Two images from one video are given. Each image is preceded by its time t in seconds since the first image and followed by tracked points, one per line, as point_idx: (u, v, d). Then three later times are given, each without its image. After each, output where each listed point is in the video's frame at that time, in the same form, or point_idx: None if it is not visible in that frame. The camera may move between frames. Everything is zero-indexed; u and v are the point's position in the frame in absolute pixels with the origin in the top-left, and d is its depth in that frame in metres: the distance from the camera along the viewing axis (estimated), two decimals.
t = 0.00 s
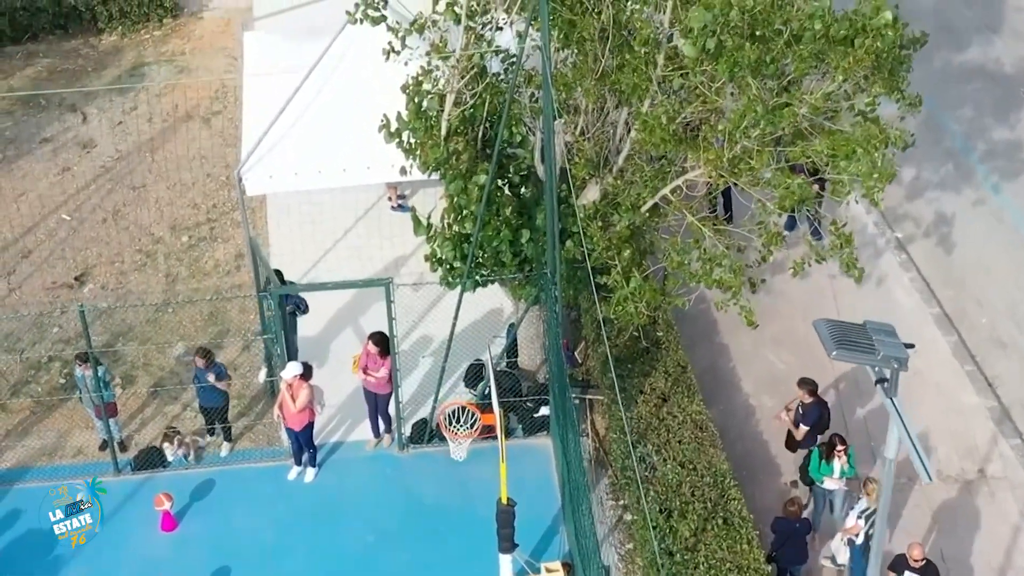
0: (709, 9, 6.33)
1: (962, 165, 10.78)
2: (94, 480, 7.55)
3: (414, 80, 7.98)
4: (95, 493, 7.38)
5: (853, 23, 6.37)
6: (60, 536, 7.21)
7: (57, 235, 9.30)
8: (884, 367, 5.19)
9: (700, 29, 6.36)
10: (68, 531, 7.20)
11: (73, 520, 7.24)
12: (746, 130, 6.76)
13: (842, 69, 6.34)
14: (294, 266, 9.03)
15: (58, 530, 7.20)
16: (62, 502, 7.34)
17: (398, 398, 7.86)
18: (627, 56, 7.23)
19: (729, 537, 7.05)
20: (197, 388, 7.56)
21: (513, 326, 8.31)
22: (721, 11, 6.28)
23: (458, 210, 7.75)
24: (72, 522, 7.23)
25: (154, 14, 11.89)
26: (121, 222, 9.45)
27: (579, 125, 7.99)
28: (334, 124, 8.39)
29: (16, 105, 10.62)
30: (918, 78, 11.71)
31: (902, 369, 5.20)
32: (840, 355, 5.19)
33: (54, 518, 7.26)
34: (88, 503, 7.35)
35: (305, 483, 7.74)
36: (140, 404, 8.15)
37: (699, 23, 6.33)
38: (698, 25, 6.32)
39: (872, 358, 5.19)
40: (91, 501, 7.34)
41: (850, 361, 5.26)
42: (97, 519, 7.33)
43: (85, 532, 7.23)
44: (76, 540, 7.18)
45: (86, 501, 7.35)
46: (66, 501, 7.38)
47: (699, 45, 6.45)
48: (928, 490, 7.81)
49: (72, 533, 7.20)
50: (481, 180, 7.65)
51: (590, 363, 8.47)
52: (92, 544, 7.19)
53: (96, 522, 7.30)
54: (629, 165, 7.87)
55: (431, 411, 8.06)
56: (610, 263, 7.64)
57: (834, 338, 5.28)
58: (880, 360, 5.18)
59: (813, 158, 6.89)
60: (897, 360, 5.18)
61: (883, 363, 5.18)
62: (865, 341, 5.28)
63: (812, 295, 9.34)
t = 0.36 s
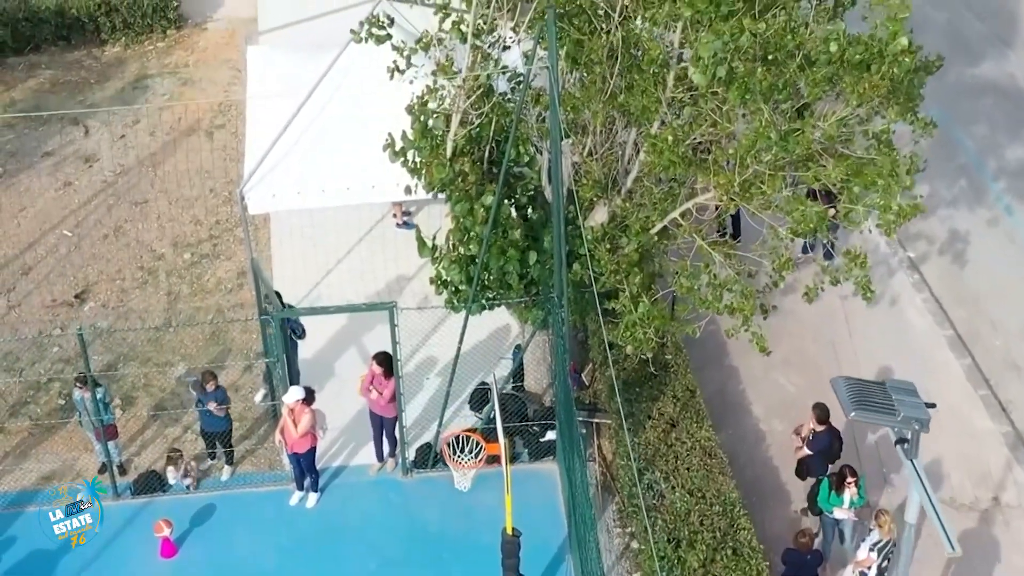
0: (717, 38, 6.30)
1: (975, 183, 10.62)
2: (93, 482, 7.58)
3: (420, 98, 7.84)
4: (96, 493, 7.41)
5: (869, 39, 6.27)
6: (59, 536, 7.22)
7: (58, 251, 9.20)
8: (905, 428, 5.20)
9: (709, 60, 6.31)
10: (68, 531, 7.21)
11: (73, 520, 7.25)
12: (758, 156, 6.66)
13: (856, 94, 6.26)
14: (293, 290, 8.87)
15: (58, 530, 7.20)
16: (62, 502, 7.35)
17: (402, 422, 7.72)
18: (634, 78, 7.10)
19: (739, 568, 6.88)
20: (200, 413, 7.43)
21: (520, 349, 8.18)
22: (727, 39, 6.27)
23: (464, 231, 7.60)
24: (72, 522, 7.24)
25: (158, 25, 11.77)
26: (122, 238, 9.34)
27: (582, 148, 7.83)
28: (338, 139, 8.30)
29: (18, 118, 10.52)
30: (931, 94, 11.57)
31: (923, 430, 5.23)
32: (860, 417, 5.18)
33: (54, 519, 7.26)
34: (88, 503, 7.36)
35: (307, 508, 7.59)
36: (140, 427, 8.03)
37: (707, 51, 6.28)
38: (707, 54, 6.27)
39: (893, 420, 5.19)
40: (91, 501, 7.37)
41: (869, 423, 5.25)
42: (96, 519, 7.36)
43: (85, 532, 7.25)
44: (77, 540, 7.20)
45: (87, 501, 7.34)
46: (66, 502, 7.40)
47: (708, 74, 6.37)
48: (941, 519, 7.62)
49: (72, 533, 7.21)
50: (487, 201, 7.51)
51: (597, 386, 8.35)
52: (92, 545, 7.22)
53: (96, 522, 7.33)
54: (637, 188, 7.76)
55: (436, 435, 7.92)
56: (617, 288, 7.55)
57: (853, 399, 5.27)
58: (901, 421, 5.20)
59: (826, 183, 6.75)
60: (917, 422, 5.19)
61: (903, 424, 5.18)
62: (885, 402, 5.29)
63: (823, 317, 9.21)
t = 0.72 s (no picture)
0: (728, 66, 6.17)
1: (989, 200, 10.47)
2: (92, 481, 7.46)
3: (426, 116, 7.78)
4: (96, 494, 7.29)
5: (884, 60, 6.08)
6: (59, 534, 7.19)
7: (59, 267, 9.09)
8: (929, 492, 5.24)
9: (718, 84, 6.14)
10: (67, 531, 7.18)
11: (72, 520, 7.19)
12: (770, 181, 6.54)
13: (872, 123, 6.10)
14: (291, 312, 8.73)
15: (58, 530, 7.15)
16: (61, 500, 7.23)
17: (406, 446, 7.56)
18: (644, 99, 7.00)
19: None
20: (199, 435, 7.29)
21: (526, 372, 8.02)
22: (737, 67, 6.17)
23: (469, 253, 7.35)
24: (72, 522, 7.18)
25: (162, 36, 11.67)
26: (124, 254, 9.23)
27: (590, 169, 7.71)
28: (343, 158, 8.18)
29: (19, 130, 10.41)
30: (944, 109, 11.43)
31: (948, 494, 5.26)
32: (882, 481, 5.25)
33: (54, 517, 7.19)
34: (88, 502, 7.27)
35: (309, 534, 7.44)
36: (140, 448, 7.90)
37: (717, 79, 6.13)
38: (716, 80, 6.12)
39: (916, 484, 5.24)
40: (91, 501, 7.27)
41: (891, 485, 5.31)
42: (95, 518, 7.33)
43: (85, 532, 7.23)
44: (77, 540, 7.19)
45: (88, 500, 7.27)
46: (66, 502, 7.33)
47: (717, 101, 6.24)
48: (956, 548, 7.44)
49: (72, 533, 7.18)
50: (493, 223, 7.28)
51: (605, 408, 8.24)
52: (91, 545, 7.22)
53: (95, 521, 7.30)
54: (647, 210, 7.64)
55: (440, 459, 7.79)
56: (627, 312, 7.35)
57: (874, 463, 5.33)
58: (926, 484, 5.24)
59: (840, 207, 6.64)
60: (941, 487, 5.22)
61: (927, 489, 5.22)
62: (908, 465, 5.36)
63: (834, 339, 9.09)
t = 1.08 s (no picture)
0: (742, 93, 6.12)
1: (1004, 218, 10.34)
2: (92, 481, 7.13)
3: (433, 135, 7.66)
4: (98, 494, 7.02)
5: (904, 84, 6.02)
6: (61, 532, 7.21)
7: (60, 284, 8.99)
8: (954, 560, 6.41)
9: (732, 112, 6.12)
10: (68, 530, 7.17)
11: (73, 519, 7.17)
12: (783, 208, 6.44)
13: (888, 145, 6.10)
14: (296, 330, 8.64)
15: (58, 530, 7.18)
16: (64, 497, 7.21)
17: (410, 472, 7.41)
18: (655, 121, 6.87)
19: None
20: (196, 459, 7.17)
21: (533, 396, 7.89)
22: (751, 94, 6.15)
23: (475, 275, 7.20)
24: (71, 522, 7.16)
25: (166, 47, 11.55)
26: (126, 270, 9.12)
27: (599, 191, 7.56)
28: (348, 176, 8.07)
29: (22, 143, 10.31)
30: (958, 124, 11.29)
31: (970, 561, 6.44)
32: (908, 551, 6.41)
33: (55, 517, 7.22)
34: (88, 502, 7.19)
35: (312, 560, 7.28)
36: (141, 471, 7.77)
37: (731, 104, 6.09)
38: (731, 107, 6.08)
39: (941, 554, 6.40)
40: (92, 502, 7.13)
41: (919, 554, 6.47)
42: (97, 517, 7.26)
43: (85, 532, 7.21)
44: (77, 540, 7.19)
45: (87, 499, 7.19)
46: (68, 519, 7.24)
47: (732, 129, 6.11)
48: None
49: (72, 532, 7.18)
50: (502, 245, 7.12)
51: (613, 432, 8.11)
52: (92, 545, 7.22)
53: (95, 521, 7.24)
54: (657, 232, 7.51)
55: (445, 484, 7.64)
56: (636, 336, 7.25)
57: (901, 535, 6.50)
58: (951, 554, 6.42)
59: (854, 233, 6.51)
60: (966, 556, 6.40)
61: (952, 558, 6.39)
62: (936, 537, 6.48)
63: (846, 361, 8.95)
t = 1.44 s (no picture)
0: (761, 120, 5.88)
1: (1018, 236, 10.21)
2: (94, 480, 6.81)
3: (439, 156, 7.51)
4: (96, 493, 6.74)
5: (923, 111, 5.86)
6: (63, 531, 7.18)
7: (61, 301, 8.88)
8: None
9: (751, 144, 5.92)
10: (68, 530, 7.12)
11: (73, 519, 7.10)
12: (797, 233, 6.30)
13: (905, 177, 6.03)
14: (299, 349, 8.56)
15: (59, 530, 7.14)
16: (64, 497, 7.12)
17: (415, 497, 7.26)
18: (666, 143, 6.76)
19: None
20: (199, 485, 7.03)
21: (540, 421, 7.75)
22: (771, 122, 5.91)
23: (482, 299, 7.08)
24: (71, 522, 7.10)
25: (170, 59, 11.45)
26: (128, 287, 9.02)
27: (607, 214, 7.45)
28: (352, 195, 7.95)
29: (24, 155, 10.20)
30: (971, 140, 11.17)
31: None
32: None
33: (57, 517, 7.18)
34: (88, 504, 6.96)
35: None
36: (141, 493, 7.64)
37: (748, 134, 5.87)
38: (749, 138, 5.85)
39: None
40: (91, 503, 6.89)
41: None
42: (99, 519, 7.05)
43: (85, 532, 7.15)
44: (77, 540, 7.14)
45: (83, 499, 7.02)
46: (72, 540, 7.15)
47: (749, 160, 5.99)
48: None
49: (72, 533, 7.13)
50: (509, 269, 6.97)
51: (621, 455, 7.97)
52: (92, 562, 7.08)
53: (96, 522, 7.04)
54: (667, 255, 7.39)
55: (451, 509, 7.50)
56: (645, 362, 7.14)
57: None
58: None
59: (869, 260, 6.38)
60: None
61: None
62: None
63: (859, 383, 8.79)
